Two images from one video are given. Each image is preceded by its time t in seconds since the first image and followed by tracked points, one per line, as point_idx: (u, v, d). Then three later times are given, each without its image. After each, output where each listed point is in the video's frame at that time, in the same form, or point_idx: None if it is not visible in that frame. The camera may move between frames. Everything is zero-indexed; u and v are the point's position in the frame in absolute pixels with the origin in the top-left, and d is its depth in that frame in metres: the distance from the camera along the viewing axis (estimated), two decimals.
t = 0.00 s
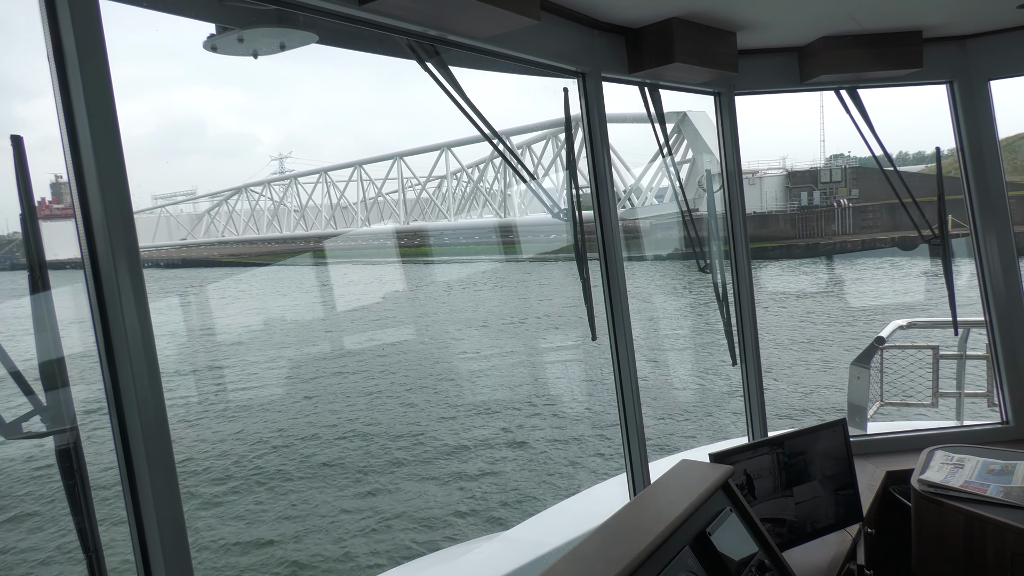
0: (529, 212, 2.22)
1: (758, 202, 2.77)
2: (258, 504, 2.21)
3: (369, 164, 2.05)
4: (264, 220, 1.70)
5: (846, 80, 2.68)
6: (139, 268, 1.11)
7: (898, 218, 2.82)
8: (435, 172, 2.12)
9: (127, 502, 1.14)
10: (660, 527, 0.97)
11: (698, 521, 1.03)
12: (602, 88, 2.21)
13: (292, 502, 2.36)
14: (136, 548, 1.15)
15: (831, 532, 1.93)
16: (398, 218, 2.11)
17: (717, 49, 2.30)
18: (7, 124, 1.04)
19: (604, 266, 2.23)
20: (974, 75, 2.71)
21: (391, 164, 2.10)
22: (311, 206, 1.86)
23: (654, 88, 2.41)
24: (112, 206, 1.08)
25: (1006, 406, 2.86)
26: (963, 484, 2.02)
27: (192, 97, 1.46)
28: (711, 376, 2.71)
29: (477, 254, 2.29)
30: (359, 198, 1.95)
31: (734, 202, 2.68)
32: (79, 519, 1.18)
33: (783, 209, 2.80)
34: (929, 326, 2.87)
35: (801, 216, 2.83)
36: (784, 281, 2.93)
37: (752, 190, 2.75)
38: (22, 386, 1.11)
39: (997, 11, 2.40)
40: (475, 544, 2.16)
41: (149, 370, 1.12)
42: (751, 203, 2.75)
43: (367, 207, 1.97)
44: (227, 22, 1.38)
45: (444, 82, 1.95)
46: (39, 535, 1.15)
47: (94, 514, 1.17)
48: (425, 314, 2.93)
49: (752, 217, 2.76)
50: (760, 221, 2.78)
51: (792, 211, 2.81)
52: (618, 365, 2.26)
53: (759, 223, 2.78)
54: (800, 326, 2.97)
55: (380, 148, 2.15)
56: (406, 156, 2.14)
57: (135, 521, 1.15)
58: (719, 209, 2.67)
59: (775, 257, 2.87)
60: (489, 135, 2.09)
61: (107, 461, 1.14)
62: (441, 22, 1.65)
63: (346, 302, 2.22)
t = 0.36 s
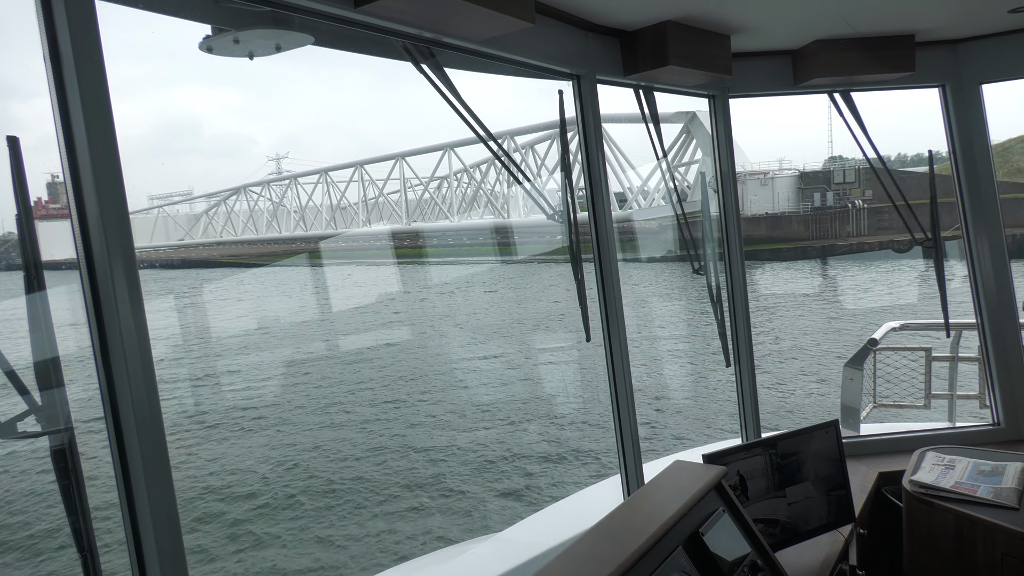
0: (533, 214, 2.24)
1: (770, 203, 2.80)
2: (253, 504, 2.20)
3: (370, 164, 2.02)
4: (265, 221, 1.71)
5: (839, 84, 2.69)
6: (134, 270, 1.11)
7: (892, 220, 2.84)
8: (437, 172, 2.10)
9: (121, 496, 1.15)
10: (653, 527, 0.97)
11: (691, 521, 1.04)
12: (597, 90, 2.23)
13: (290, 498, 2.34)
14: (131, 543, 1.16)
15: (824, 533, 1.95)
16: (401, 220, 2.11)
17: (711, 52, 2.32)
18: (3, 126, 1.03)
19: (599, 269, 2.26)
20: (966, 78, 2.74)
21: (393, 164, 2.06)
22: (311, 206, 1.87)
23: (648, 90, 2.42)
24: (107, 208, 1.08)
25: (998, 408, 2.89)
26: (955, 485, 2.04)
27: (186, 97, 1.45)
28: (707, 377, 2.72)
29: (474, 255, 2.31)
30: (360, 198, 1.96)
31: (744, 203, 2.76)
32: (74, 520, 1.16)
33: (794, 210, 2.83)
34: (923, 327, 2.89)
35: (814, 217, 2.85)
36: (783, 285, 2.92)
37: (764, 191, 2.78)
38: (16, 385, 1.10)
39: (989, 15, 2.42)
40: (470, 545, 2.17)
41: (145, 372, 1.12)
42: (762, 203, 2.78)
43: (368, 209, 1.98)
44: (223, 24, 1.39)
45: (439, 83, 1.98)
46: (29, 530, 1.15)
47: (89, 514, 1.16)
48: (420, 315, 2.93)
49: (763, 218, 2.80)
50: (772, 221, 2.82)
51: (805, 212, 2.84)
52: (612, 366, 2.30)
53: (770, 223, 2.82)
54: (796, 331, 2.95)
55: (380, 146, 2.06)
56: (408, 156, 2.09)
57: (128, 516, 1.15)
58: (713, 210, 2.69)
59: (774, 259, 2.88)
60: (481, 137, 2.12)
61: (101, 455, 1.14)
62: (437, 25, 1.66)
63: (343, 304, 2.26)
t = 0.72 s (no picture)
0: (534, 217, 2.26)
1: (785, 204, 2.84)
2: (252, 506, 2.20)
3: (373, 165, 2.01)
4: (267, 222, 1.72)
5: (836, 86, 2.70)
6: (133, 272, 1.11)
7: (890, 223, 2.86)
8: (443, 173, 2.12)
9: (121, 494, 1.16)
10: (653, 528, 0.98)
11: (690, 523, 1.04)
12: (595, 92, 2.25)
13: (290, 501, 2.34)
14: (130, 541, 1.17)
15: (823, 534, 1.95)
16: (405, 221, 2.13)
17: (708, 55, 2.33)
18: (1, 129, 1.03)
19: (598, 272, 2.31)
20: (963, 80, 2.75)
21: (397, 165, 2.05)
22: (316, 206, 1.86)
23: (646, 92, 2.44)
24: (107, 210, 1.08)
25: (996, 409, 2.90)
26: (952, 485, 2.04)
27: (184, 100, 1.45)
28: (705, 379, 2.72)
29: (471, 257, 2.29)
30: (364, 199, 1.97)
31: (758, 203, 2.80)
32: (74, 522, 1.16)
33: (811, 210, 2.85)
34: (921, 329, 2.89)
35: (830, 217, 2.87)
36: (779, 284, 2.90)
37: (779, 191, 2.82)
38: (14, 386, 1.09)
39: (986, 18, 2.43)
40: (469, 547, 2.20)
41: (144, 376, 1.13)
42: (777, 204, 2.83)
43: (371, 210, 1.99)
44: (222, 26, 1.40)
45: (439, 87, 2.02)
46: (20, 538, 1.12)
47: (88, 516, 1.16)
48: (418, 317, 2.93)
49: (779, 218, 2.84)
50: (788, 221, 2.85)
51: (821, 212, 2.86)
52: (611, 371, 2.37)
53: (786, 224, 2.85)
54: (798, 334, 2.94)
55: (381, 146, 2.02)
56: (414, 157, 2.09)
57: (127, 514, 1.16)
58: (711, 211, 2.69)
59: (772, 260, 2.87)
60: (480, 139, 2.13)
61: (100, 456, 1.15)
62: (438, 28, 1.67)
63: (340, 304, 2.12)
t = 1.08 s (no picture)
0: (527, 216, 2.28)
1: (803, 203, 2.85)
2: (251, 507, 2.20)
3: (377, 166, 2.02)
4: (271, 225, 1.73)
5: (833, 87, 2.71)
6: (129, 273, 1.11)
7: (890, 224, 2.86)
8: (449, 173, 2.13)
9: (115, 497, 1.15)
10: (651, 530, 0.97)
11: (686, 525, 1.04)
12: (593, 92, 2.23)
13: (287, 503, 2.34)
14: (126, 542, 1.16)
15: (821, 534, 1.94)
16: (411, 223, 2.18)
17: (706, 56, 2.33)
18: None
19: (594, 268, 2.25)
20: (961, 81, 2.75)
21: (403, 166, 2.07)
22: (321, 207, 1.86)
23: (643, 92, 2.43)
24: (101, 211, 1.08)
25: (995, 409, 2.89)
26: (950, 485, 2.04)
27: (184, 102, 1.45)
28: (704, 380, 2.72)
29: (472, 258, 2.33)
30: (367, 200, 1.98)
31: (775, 202, 2.81)
32: (70, 525, 1.16)
33: (829, 210, 2.86)
34: (919, 329, 2.90)
35: (850, 216, 2.87)
36: (776, 283, 2.89)
37: (796, 190, 2.83)
38: (11, 389, 1.10)
39: (982, 18, 2.43)
40: (469, 550, 2.17)
41: (140, 377, 1.12)
42: (795, 203, 2.84)
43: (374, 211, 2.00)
44: (220, 29, 1.39)
45: (436, 89, 1.99)
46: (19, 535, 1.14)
47: (83, 518, 1.16)
48: (417, 319, 2.93)
49: (796, 217, 2.85)
50: (806, 221, 2.86)
51: (840, 212, 2.86)
52: (608, 374, 2.28)
53: (804, 223, 2.86)
54: (795, 334, 2.95)
55: (384, 149, 2.05)
56: (419, 157, 2.11)
57: (123, 514, 1.15)
58: (709, 212, 2.69)
59: (770, 261, 2.86)
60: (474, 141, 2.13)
61: (96, 457, 1.15)
62: (432, 29, 1.67)
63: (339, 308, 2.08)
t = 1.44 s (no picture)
0: (530, 216, 2.27)
1: (819, 202, 2.88)
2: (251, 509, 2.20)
3: (382, 165, 2.03)
4: (274, 226, 1.73)
5: (832, 87, 2.71)
6: (131, 274, 1.11)
7: (890, 224, 2.86)
8: (454, 172, 2.14)
9: (118, 499, 1.15)
10: (652, 530, 0.98)
11: (688, 525, 1.04)
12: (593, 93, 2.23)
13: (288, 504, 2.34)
14: (128, 544, 1.15)
15: (822, 534, 1.95)
16: (414, 223, 2.18)
17: (705, 56, 2.33)
18: None
19: (595, 268, 2.23)
20: (961, 81, 2.76)
21: (409, 165, 2.09)
22: (325, 207, 1.86)
23: (643, 93, 2.44)
24: (104, 212, 1.08)
25: (994, 408, 2.89)
26: (950, 485, 2.05)
27: (183, 103, 1.45)
28: (704, 381, 2.72)
29: (472, 259, 2.31)
30: (371, 199, 1.99)
31: (790, 201, 2.85)
32: (73, 525, 1.17)
33: (846, 208, 2.87)
34: (918, 329, 2.91)
35: (868, 215, 2.88)
36: (776, 287, 2.92)
37: (813, 189, 2.86)
38: (13, 390, 1.11)
39: (981, 19, 2.44)
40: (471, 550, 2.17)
41: (143, 377, 1.12)
42: (811, 202, 2.87)
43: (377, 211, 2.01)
44: (220, 30, 1.39)
45: (436, 89, 1.99)
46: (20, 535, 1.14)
47: (86, 520, 1.17)
48: (417, 319, 2.93)
49: (813, 216, 2.88)
50: (823, 221, 2.89)
51: (857, 211, 2.88)
52: (609, 373, 2.28)
53: (821, 223, 2.89)
54: (792, 334, 2.96)
55: (384, 149, 2.04)
56: (424, 157, 2.12)
57: (125, 515, 1.15)
58: (708, 212, 2.70)
59: (769, 261, 2.89)
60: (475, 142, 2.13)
61: (96, 463, 1.14)
62: (431, 29, 1.67)
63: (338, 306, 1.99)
